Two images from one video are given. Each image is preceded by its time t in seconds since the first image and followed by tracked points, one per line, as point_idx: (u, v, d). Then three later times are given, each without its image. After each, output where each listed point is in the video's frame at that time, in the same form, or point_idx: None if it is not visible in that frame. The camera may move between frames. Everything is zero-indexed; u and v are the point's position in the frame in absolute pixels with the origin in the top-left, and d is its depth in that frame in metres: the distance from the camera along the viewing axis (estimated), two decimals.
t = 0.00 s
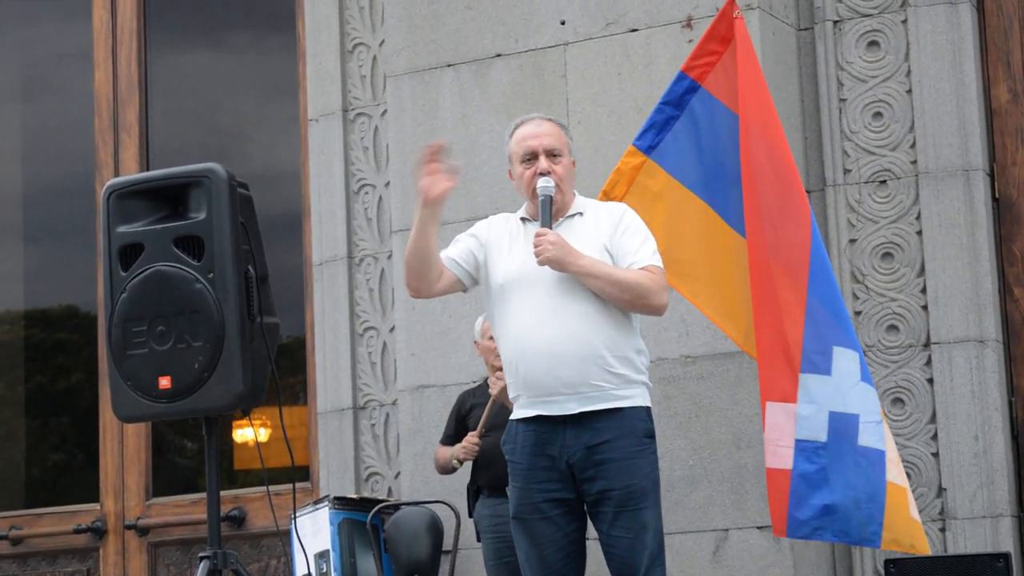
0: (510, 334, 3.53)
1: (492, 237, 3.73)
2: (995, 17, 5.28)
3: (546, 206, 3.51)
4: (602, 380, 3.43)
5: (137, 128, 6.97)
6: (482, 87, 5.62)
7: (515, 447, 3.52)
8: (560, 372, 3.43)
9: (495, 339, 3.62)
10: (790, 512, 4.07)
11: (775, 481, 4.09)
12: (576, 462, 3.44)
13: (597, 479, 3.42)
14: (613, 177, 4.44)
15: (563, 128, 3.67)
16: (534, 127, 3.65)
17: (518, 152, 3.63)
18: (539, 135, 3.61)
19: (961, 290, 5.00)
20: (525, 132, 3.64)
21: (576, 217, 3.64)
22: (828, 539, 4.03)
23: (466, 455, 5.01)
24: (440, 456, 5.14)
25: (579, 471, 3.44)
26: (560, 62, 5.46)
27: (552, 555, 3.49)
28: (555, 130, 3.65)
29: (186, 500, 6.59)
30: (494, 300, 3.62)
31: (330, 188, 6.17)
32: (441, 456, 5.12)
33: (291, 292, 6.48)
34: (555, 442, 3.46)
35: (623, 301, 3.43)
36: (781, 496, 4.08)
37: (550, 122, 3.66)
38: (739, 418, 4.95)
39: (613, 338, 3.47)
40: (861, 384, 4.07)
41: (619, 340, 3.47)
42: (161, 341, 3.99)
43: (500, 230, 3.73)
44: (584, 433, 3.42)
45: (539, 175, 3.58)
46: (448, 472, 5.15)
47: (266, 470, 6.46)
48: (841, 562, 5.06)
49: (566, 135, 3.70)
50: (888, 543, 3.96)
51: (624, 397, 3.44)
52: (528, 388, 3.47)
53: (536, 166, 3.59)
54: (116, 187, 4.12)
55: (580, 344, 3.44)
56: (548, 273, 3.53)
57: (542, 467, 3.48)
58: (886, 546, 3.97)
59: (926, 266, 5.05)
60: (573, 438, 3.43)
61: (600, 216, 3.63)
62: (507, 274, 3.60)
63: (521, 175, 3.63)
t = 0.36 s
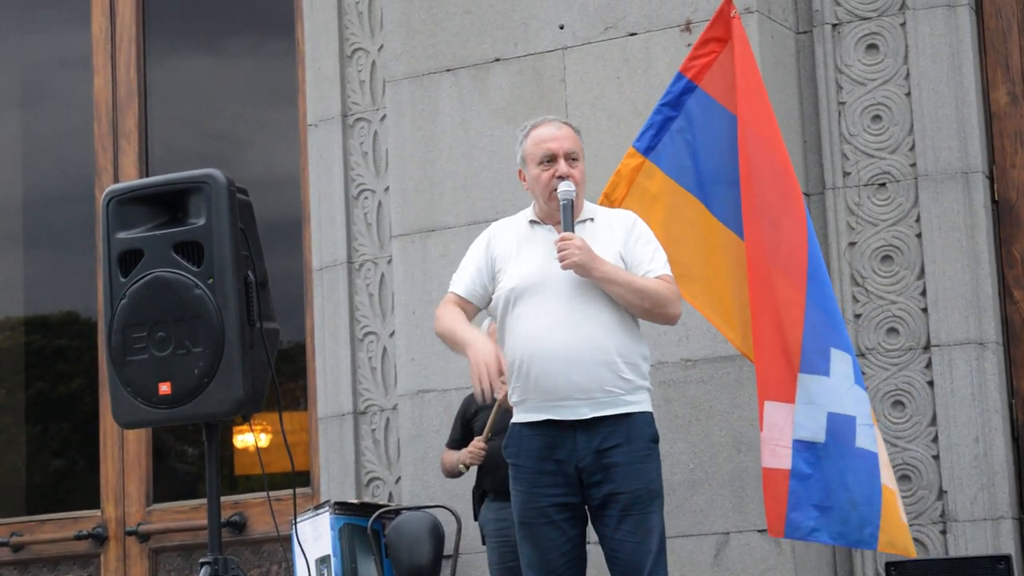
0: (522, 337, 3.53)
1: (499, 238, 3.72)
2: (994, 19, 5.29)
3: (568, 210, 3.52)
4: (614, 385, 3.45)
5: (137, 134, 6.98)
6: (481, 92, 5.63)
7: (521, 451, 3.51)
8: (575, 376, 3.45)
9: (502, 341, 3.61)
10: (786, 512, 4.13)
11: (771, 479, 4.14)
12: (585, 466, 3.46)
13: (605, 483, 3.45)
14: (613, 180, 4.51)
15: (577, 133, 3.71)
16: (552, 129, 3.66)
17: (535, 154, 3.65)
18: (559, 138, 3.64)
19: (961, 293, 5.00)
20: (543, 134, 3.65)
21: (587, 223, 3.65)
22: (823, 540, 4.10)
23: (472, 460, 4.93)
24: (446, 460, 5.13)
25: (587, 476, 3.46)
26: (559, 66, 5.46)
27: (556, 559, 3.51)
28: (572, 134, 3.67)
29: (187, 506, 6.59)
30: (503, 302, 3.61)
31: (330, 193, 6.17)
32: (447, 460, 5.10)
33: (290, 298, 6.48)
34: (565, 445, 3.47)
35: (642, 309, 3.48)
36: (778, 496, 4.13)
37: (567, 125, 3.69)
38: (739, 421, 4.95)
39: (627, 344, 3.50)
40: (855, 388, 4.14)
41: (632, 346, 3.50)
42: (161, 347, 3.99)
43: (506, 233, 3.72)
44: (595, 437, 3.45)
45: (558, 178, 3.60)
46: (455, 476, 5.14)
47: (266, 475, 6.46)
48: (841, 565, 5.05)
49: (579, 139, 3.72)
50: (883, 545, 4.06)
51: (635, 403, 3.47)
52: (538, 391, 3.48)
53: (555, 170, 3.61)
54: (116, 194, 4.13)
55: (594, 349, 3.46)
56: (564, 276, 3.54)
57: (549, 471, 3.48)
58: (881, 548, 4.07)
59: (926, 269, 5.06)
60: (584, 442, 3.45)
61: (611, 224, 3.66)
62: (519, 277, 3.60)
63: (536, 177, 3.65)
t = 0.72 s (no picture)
0: (528, 337, 3.56)
1: (503, 238, 3.76)
2: (992, 20, 5.29)
3: (574, 208, 3.53)
4: (620, 383, 3.48)
5: (135, 136, 6.97)
6: (480, 93, 5.62)
7: (528, 452, 3.52)
8: (582, 375, 3.48)
9: (506, 342, 3.64)
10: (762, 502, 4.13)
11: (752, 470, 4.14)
12: (591, 466, 3.47)
13: (610, 482, 3.47)
14: (635, 176, 4.45)
15: (578, 134, 3.75)
16: (554, 130, 3.70)
17: (539, 154, 3.68)
18: (561, 138, 3.67)
19: (960, 294, 5.00)
20: (546, 135, 3.69)
21: (589, 223, 3.68)
22: (796, 536, 4.11)
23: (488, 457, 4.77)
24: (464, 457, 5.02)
25: (594, 476, 3.48)
26: (557, 67, 5.46)
27: (560, 560, 3.51)
28: (573, 134, 3.71)
29: (186, 507, 6.58)
30: (509, 303, 3.64)
31: (329, 194, 6.17)
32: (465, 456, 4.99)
33: (289, 299, 6.47)
34: (573, 445, 3.49)
35: (648, 307, 3.53)
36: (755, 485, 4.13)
37: (568, 126, 3.73)
38: (739, 422, 4.95)
39: (632, 343, 3.53)
40: (843, 391, 4.17)
41: (637, 345, 3.54)
42: (159, 348, 3.99)
43: (512, 230, 3.74)
44: (602, 436, 3.47)
45: (563, 177, 3.64)
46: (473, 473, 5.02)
47: (265, 477, 6.45)
48: (840, 566, 5.05)
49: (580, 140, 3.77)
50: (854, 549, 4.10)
51: (640, 402, 3.50)
52: (545, 391, 3.50)
53: (560, 169, 3.65)
54: (113, 195, 4.12)
55: (601, 348, 3.50)
56: (569, 276, 3.58)
57: (555, 471, 3.49)
58: (852, 552, 4.10)
59: (924, 269, 5.06)
60: (591, 441, 3.48)
61: (613, 224, 3.70)
62: (523, 277, 3.63)
63: (541, 177, 3.67)
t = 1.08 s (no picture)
0: (528, 337, 3.58)
1: (509, 236, 3.78)
2: (993, 20, 5.29)
3: (567, 206, 3.56)
4: (621, 379, 3.48)
5: (135, 135, 6.97)
6: (480, 92, 5.63)
7: (530, 450, 3.52)
8: (582, 372, 3.48)
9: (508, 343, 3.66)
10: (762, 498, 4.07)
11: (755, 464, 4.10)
12: (593, 464, 3.47)
13: (613, 480, 3.47)
14: (661, 177, 4.48)
15: (575, 132, 3.76)
16: (548, 129, 3.71)
17: (533, 153, 3.69)
18: (555, 136, 3.69)
19: (960, 294, 5.00)
20: (539, 134, 3.70)
21: (588, 220, 3.71)
22: (795, 533, 4.04)
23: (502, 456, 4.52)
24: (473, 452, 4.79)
25: (596, 474, 3.48)
26: (557, 67, 5.46)
27: (563, 559, 3.51)
28: (568, 133, 3.72)
29: (185, 506, 6.58)
30: (511, 304, 3.67)
31: (329, 193, 6.16)
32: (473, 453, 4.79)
33: (289, 298, 6.47)
34: (575, 444, 3.49)
35: (644, 302, 3.53)
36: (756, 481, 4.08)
37: (563, 125, 3.74)
38: (739, 422, 4.94)
39: (632, 339, 3.54)
40: (851, 391, 4.12)
41: (636, 342, 3.54)
42: (159, 347, 3.99)
43: (517, 229, 3.76)
44: (603, 432, 3.47)
45: (555, 174, 3.64)
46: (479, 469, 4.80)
47: (265, 476, 6.45)
48: (840, 566, 5.03)
49: (576, 138, 3.77)
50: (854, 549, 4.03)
51: (643, 399, 3.49)
52: (545, 389, 3.50)
53: (552, 166, 3.66)
54: (113, 194, 4.12)
55: (600, 344, 3.50)
56: (566, 273, 3.59)
57: (558, 470, 3.49)
58: (852, 552, 4.04)
59: (925, 269, 5.06)
60: (593, 438, 3.47)
61: (612, 221, 3.72)
62: (522, 277, 3.66)
63: (535, 175, 3.69)
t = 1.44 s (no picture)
0: (525, 338, 3.58)
1: (506, 241, 3.78)
2: (994, 19, 5.28)
3: (556, 209, 3.56)
4: (616, 378, 3.46)
5: (137, 135, 6.97)
6: (482, 92, 5.62)
7: (530, 449, 3.54)
8: (575, 372, 3.47)
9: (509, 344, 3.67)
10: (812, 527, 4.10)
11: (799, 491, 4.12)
12: (592, 463, 3.47)
13: (612, 479, 3.46)
14: (659, 191, 4.52)
15: (571, 130, 3.72)
16: (541, 129, 3.68)
17: (526, 155, 3.68)
18: (546, 136, 3.66)
19: (962, 293, 5.00)
20: (532, 136, 3.68)
21: (585, 220, 3.68)
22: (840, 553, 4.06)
23: (481, 458, 4.95)
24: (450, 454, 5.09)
25: (595, 473, 3.47)
26: (559, 66, 5.46)
27: (563, 559, 3.51)
28: (562, 131, 3.68)
29: (187, 506, 6.58)
30: (509, 305, 3.67)
31: (330, 193, 6.17)
32: (451, 456, 5.08)
33: (292, 298, 6.48)
34: (573, 443, 3.49)
35: (634, 301, 3.48)
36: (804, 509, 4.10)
37: (558, 123, 3.70)
38: (740, 421, 4.94)
39: (627, 337, 3.51)
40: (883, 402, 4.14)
41: (632, 340, 3.51)
42: (161, 346, 3.99)
43: (514, 233, 3.76)
44: (600, 433, 3.46)
45: (546, 177, 3.63)
46: (457, 472, 5.11)
47: (267, 476, 6.45)
48: (842, 565, 5.03)
49: (575, 136, 3.73)
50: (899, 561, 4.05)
51: (641, 397, 3.47)
52: (541, 389, 3.51)
53: (543, 168, 3.64)
54: (115, 193, 4.12)
55: (593, 344, 3.48)
56: (556, 276, 3.58)
57: (557, 470, 3.50)
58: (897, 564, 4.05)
59: (927, 268, 5.05)
60: (590, 438, 3.47)
61: (609, 219, 3.67)
62: (519, 278, 3.65)
63: (529, 177, 3.68)
